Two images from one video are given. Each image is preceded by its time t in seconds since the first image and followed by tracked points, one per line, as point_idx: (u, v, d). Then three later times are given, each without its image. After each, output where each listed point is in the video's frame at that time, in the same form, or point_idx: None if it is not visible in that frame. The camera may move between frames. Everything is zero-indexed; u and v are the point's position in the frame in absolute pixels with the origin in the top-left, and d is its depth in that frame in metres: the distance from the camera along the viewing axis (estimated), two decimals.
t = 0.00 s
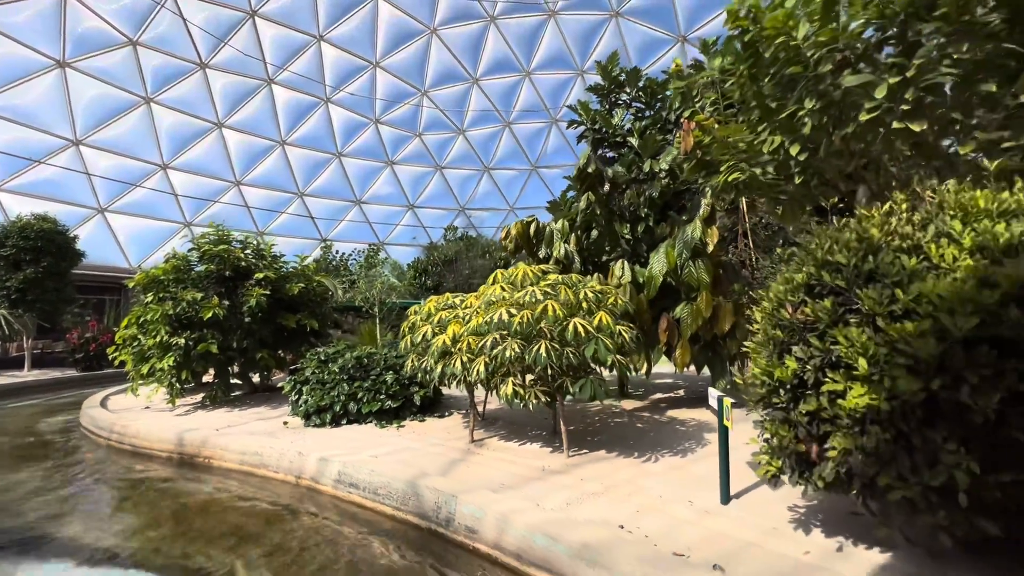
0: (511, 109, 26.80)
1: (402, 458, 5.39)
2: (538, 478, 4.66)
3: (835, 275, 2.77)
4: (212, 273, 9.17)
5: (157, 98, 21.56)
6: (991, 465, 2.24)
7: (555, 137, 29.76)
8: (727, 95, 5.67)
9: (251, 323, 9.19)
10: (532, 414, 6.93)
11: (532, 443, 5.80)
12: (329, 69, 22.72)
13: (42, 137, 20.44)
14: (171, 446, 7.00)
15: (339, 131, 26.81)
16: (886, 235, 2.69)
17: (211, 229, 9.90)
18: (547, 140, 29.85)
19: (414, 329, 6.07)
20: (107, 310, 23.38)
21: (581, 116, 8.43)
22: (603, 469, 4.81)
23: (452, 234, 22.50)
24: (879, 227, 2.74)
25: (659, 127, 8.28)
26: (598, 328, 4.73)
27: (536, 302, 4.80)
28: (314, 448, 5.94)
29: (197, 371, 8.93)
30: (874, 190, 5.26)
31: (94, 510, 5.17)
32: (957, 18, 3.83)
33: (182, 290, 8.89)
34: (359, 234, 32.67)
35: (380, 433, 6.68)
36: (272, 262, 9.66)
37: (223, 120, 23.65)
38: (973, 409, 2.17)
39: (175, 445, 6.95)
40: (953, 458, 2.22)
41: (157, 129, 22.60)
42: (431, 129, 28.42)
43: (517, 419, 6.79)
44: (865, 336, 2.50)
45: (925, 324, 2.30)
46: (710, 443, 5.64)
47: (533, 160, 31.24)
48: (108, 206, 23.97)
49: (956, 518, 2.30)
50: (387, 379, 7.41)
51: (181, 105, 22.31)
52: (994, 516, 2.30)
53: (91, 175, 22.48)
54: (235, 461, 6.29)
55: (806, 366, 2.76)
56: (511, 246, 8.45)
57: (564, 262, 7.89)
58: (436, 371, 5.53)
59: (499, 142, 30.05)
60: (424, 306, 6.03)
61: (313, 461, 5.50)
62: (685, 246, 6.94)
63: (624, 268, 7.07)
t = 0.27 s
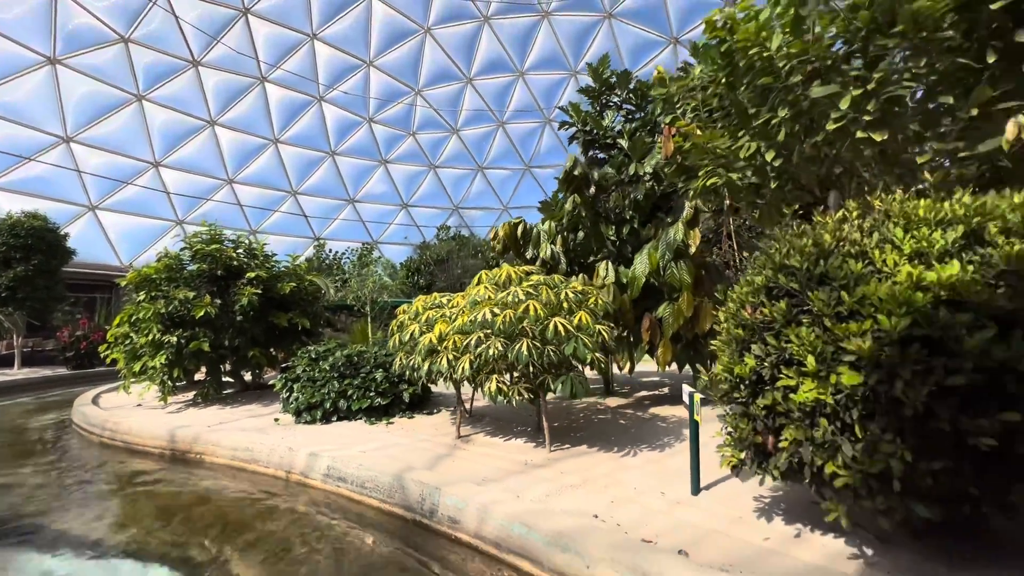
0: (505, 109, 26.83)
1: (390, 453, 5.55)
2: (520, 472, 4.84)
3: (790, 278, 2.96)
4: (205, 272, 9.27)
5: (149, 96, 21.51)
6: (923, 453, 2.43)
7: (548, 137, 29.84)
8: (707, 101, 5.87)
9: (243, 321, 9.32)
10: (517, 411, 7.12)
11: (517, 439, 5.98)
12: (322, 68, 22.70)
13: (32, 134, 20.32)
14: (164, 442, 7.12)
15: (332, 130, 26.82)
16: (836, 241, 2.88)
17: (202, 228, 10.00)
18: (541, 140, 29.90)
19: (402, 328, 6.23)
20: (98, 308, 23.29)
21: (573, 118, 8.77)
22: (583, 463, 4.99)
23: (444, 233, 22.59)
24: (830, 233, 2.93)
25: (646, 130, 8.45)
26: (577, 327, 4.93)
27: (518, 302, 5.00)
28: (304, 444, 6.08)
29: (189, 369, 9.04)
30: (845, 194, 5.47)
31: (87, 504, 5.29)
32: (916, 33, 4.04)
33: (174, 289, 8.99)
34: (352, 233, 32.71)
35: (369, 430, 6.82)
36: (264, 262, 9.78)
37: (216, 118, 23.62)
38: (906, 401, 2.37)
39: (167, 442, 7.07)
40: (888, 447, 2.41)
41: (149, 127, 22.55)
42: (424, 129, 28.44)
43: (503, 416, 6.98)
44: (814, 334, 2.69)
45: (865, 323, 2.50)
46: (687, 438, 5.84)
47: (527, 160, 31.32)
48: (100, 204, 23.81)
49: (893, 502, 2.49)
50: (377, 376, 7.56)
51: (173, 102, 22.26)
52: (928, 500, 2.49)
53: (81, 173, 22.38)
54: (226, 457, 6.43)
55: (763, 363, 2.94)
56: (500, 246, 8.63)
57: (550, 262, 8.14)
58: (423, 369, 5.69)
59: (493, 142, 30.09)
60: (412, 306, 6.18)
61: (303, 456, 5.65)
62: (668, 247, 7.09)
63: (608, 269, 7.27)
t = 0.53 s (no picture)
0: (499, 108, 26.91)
1: (378, 447, 5.72)
2: (504, 465, 5.03)
3: (751, 279, 3.16)
4: (197, 271, 9.38)
5: (141, 93, 21.44)
6: (866, 441, 2.63)
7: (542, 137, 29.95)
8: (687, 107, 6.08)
9: (235, 319, 9.45)
10: (504, 407, 7.32)
11: (503, 434, 6.17)
12: (316, 66, 22.70)
13: (23, 130, 20.19)
14: (157, 438, 7.25)
15: (326, 128, 26.83)
16: (794, 244, 3.07)
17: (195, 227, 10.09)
18: (534, 140, 30.01)
19: (392, 326, 6.39)
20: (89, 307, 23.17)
21: (565, 119, 8.95)
22: (565, 457, 5.18)
23: (438, 232, 22.69)
24: (788, 237, 3.12)
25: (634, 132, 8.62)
26: (560, 325, 5.11)
27: (502, 301, 5.18)
28: (295, 439, 6.24)
29: (182, 366, 9.15)
30: (818, 197, 5.69)
31: (82, 498, 5.41)
32: (880, 46, 4.25)
33: (166, 288, 9.09)
34: (346, 232, 32.77)
35: (359, 425, 6.98)
36: (256, 260, 9.91)
37: (209, 116, 23.61)
38: (850, 393, 2.57)
39: (161, 438, 7.19)
40: (834, 435, 2.60)
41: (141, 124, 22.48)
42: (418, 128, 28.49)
43: (490, 412, 7.15)
44: (770, 331, 2.89)
45: (815, 322, 2.70)
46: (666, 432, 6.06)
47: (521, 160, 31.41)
48: (91, 202, 23.69)
49: (839, 487, 2.69)
50: (367, 374, 7.72)
51: (166, 99, 22.20)
52: (872, 486, 2.69)
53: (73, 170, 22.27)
54: (218, 452, 6.56)
55: (726, 359, 3.14)
56: (489, 247, 8.80)
57: (538, 263, 8.34)
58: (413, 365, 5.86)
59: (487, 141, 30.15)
60: (402, 303, 6.35)
61: (294, 450, 5.81)
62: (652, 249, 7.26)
63: (593, 268, 7.46)
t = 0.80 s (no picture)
0: (493, 108, 26.95)
1: (367, 442, 5.89)
2: (488, 458, 5.21)
3: (715, 280, 3.36)
4: (189, 270, 9.48)
5: (133, 90, 21.36)
6: (817, 432, 2.83)
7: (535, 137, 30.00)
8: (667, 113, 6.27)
9: (227, 317, 9.57)
10: (490, 404, 7.50)
11: (488, 429, 6.35)
12: (309, 65, 22.65)
13: (12, 127, 20.11)
14: (149, 434, 7.38)
15: (319, 127, 26.77)
16: (755, 248, 3.27)
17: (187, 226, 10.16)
18: (527, 140, 30.06)
19: (381, 324, 6.55)
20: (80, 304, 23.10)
21: (556, 120, 9.15)
22: (547, 451, 5.36)
23: (430, 231, 22.78)
24: (751, 241, 3.32)
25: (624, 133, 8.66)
26: (542, 324, 5.29)
27: (486, 301, 5.36)
28: (286, 435, 6.39)
29: (175, 364, 9.26)
30: (793, 201, 5.90)
31: (75, 492, 5.53)
32: (846, 59, 4.47)
33: (159, 286, 9.19)
34: (339, 230, 32.81)
35: (349, 422, 7.14)
36: (248, 259, 10.02)
37: (201, 114, 23.49)
38: (799, 387, 2.77)
39: (153, 434, 7.32)
40: (787, 427, 2.81)
41: (132, 121, 22.41)
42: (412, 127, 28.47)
43: (477, 409, 7.31)
44: (730, 330, 3.09)
45: (770, 321, 2.90)
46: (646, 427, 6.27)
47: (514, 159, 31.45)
48: (81, 199, 23.61)
49: (792, 474, 2.90)
50: (357, 371, 7.88)
51: (158, 97, 22.09)
52: (824, 474, 2.89)
53: (63, 167, 22.19)
54: (210, 448, 6.70)
55: (692, 355, 3.33)
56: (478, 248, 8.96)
57: (525, 263, 8.52)
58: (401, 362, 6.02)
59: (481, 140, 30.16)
60: (391, 302, 6.50)
61: (285, 445, 5.96)
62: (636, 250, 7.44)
63: (579, 268, 7.64)
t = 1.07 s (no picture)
0: (486, 108, 26.93)
1: (355, 439, 6.04)
2: (474, 454, 5.37)
3: (684, 282, 3.54)
4: (181, 269, 9.56)
5: (123, 87, 21.21)
6: (774, 425, 3.02)
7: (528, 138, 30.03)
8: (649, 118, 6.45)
9: (219, 316, 9.66)
10: (478, 401, 7.66)
11: (475, 426, 6.51)
12: (303, 63, 22.45)
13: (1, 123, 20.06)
14: (141, 431, 7.49)
15: (312, 125, 26.63)
16: (722, 252, 3.45)
17: (179, 225, 10.23)
18: (521, 140, 30.07)
19: (371, 323, 6.69)
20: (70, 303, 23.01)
21: (548, 122, 9.33)
22: (531, 446, 5.53)
23: (423, 231, 22.85)
24: (718, 245, 3.51)
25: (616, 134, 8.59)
26: (525, 324, 5.48)
27: (472, 301, 5.52)
28: (277, 431, 6.52)
29: (166, 362, 9.35)
30: (770, 205, 6.08)
31: (69, 486, 5.65)
32: (816, 71, 4.68)
33: (150, 285, 9.26)
34: (332, 229, 32.84)
35: (339, 419, 7.28)
36: (240, 259, 10.12)
37: (193, 111, 23.26)
38: (758, 382, 2.96)
39: (145, 431, 7.44)
40: (746, 420, 3.00)
41: (123, 119, 22.32)
42: (405, 126, 28.37)
43: (465, 406, 7.46)
44: (697, 329, 3.27)
45: (733, 321, 3.10)
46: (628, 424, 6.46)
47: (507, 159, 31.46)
48: (71, 196, 23.54)
49: (752, 464, 3.09)
50: (347, 370, 8.02)
51: (149, 94, 21.88)
52: (781, 464, 3.09)
53: (53, 165, 22.11)
54: (202, 444, 6.83)
55: (662, 353, 3.52)
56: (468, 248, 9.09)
57: (514, 263, 8.67)
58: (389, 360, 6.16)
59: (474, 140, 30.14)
60: (380, 301, 6.64)
61: (275, 442, 6.09)
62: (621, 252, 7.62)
63: (565, 269, 7.79)
